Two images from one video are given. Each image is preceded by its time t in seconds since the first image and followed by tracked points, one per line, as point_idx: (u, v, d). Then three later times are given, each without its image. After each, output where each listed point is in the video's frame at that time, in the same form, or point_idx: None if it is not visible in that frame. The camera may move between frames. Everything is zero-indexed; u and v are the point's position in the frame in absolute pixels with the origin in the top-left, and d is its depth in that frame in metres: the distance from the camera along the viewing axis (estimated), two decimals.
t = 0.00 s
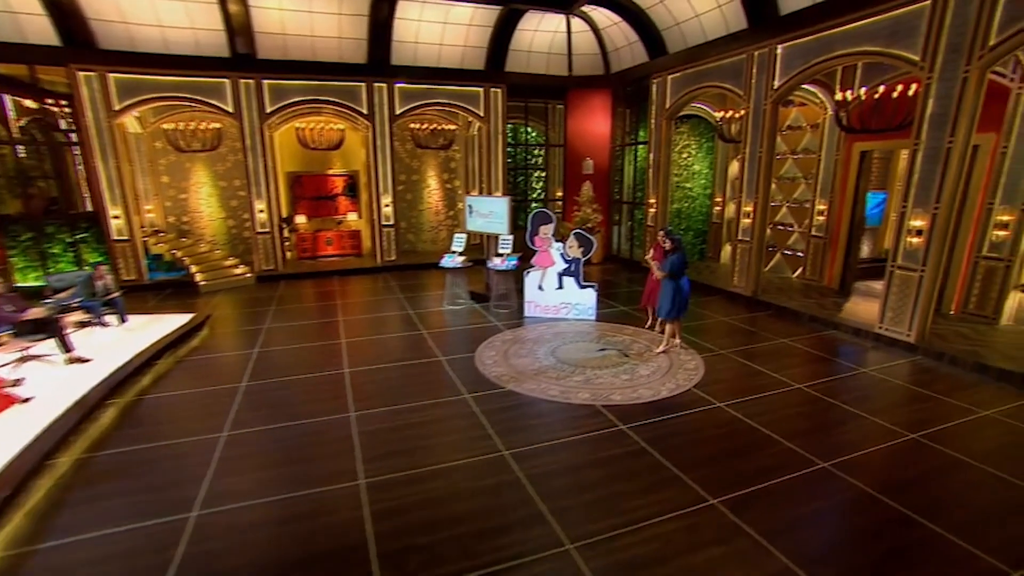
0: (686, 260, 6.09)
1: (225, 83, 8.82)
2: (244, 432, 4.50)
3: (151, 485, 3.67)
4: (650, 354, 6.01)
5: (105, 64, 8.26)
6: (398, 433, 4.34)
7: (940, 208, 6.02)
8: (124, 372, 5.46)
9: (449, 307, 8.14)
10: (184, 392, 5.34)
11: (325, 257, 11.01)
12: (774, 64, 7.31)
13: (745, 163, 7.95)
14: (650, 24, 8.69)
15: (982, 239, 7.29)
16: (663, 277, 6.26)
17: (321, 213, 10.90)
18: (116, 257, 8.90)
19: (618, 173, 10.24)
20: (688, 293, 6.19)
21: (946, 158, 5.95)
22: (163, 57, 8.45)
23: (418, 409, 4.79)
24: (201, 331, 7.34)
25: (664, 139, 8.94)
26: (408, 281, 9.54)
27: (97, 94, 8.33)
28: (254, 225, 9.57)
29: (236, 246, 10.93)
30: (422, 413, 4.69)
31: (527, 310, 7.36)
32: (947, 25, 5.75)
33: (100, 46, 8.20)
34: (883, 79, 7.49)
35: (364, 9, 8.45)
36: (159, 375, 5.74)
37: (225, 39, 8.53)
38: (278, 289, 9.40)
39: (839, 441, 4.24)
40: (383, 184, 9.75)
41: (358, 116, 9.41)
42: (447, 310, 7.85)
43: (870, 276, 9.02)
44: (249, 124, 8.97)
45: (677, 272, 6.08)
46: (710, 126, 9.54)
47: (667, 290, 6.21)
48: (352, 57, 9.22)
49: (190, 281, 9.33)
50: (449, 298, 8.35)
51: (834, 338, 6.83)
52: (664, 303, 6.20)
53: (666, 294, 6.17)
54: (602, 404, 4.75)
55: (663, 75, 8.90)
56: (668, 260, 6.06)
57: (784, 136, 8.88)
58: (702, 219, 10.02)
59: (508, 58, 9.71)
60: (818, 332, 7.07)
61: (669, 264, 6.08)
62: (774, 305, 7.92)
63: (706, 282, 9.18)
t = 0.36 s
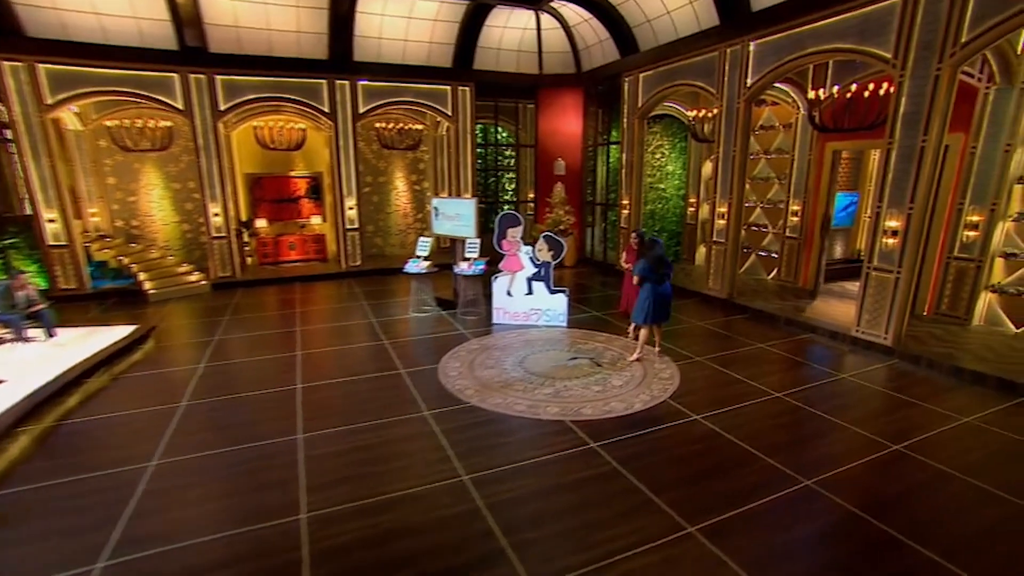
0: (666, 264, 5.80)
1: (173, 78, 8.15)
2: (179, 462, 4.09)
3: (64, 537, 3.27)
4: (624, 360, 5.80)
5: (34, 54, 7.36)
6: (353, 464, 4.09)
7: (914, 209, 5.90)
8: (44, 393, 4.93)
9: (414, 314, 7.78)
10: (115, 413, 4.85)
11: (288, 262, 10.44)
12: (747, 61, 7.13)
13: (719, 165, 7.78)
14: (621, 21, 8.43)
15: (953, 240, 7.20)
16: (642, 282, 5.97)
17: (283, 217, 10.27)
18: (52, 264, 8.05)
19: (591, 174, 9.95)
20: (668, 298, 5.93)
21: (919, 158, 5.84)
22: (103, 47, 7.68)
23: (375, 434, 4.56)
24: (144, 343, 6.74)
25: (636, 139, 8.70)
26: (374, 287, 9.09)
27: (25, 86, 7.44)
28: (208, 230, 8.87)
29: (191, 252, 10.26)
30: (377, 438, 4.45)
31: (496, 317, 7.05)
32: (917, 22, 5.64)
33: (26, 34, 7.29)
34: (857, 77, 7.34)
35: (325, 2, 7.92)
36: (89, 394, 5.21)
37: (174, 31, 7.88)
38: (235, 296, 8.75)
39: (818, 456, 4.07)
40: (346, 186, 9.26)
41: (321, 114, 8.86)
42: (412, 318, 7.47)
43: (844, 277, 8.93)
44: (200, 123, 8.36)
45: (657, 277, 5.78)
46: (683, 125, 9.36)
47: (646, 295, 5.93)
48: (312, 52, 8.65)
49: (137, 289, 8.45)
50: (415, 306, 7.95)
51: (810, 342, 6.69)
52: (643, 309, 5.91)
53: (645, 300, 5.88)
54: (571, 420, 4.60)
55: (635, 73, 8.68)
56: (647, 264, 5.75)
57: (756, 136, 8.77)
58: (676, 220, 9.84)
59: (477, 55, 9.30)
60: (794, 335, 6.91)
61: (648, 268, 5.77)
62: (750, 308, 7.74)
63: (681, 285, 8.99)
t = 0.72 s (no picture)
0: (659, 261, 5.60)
1: (113, 66, 7.35)
2: (95, 499, 3.60)
3: None
4: (598, 368, 5.61)
5: None
6: (297, 497, 3.68)
7: (897, 207, 5.69)
8: None
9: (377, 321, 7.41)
10: (26, 440, 4.32)
11: (248, 267, 9.80)
12: (723, 54, 6.86)
13: (696, 163, 7.48)
14: (594, 13, 8.00)
15: (933, 239, 7.02)
16: (632, 280, 5.66)
17: (242, 218, 9.69)
18: None
19: (565, 172, 9.53)
20: (657, 297, 5.70)
21: (902, 154, 5.61)
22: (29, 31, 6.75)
23: (326, 461, 4.14)
24: (74, 356, 6.13)
25: (612, 136, 8.35)
26: (338, 292, 8.55)
27: None
28: (156, 232, 8.16)
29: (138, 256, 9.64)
30: (328, 470, 4.01)
31: (463, 323, 6.68)
32: (899, 14, 5.41)
33: None
34: (840, 70, 7.05)
35: None
36: None
37: (110, 13, 6.95)
38: (186, 304, 8.06)
39: (800, 476, 3.84)
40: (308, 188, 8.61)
41: (278, 109, 8.23)
42: (376, 326, 7.01)
43: (824, 277, 8.74)
44: (144, 118, 7.58)
45: (653, 274, 5.53)
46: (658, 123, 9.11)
47: (639, 293, 5.62)
48: (267, 43, 7.95)
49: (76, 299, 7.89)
50: (380, 313, 7.48)
51: (791, 345, 6.45)
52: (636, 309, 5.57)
53: (639, 298, 5.56)
54: (538, 437, 4.40)
55: (609, 68, 8.34)
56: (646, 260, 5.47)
57: (734, 132, 8.46)
58: (653, 220, 9.47)
59: (445, 48, 8.81)
60: (775, 338, 6.66)
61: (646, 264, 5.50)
62: (729, 311, 7.46)
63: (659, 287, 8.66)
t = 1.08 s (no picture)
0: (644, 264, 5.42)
1: (39, 51, 6.56)
2: None
3: None
4: (569, 377, 5.37)
5: None
6: (226, 535, 3.24)
7: (880, 204, 5.44)
8: None
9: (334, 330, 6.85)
10: None
11: (202, 271, 9.13)
12: (698, 45, 6.56)
13: (673, 160, 7.14)
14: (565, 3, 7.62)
15: (914, 237, 6.82)
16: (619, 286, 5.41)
17: (195, 218, 9.08)
18: None
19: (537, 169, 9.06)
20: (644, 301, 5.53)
21: (883, 147, 5.37)
22: None
23: (263, 492, 3.68)
24: None
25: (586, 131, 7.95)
26: (297, 298, 7.96)
27: None
28: (97, 233, 7.40)
29: (77, 259, 8.94)
30: (266, 501, 3.57)
31: (427, 330, 6.25)
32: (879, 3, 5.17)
33: None
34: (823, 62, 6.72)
35: None
36: None
37: None
38: (127, 312, 7.35)
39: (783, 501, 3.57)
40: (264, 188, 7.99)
41: (231, 103, 7.60)
42: (335, 334, 6.51)
43: (803, 277, 8.51)
44: (76, 109, 6.85)
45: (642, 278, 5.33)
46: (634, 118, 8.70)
47: (630, 299, 5.39)
48: (216, 30, 7.32)
49: None
50: (337, 323, 6.92)
51: (772, 349, 6.19)
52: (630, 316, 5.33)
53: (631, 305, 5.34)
54: (500, 456, 4.15)
55: (581, 60, 7.99)
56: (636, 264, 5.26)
57: (711, 127, 8.15)
58: (630, 218, 9.01)
59: (410, 39, 8.27)
60: (756, 341, 6.39)
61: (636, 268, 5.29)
62: (709, 314, 7.14)
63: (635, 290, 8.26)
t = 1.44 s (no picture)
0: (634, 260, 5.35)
1: None
2: None
3: None
4: (537, 389, 5.00)
5: None
6: None
7: (867, 201, 5.12)
8: None
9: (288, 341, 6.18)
10: None
11: (152, 278, 8.61)
12: (675, 36, 6.21)
13: (652, 158, 6.75)
14: None
15: (901, 238, 6.53)
16: (612, 284, 5.27)
17: (143, 221, 8.52)
18: None
19: (510, 168, 8.61)
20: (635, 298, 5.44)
21: (869, 142, 5.06)
22: None
23: (179, 535, 3.14)
24: None
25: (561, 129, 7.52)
26: (253, 306, 7.39)
27: None
28: (24, 239, 6.80)
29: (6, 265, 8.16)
30: (184, 545, 3.07)
31: (388, 340, 5.79)
32: None
33: None
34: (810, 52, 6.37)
35: None
36: None
37: None
38: (60, 322, 6.71)
39: (771, 535, 3.21)
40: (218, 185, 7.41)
41: (178, 96, 7.04)
42: (290, 345, 5.96)
43: (787, 280, 8.21)
44: None
45: (634, 274, 5.25)
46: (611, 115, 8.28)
47: (624, 297, 5.27)
48: (157, 17, 6.73)
49: None
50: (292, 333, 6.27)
51: (756, 357, 5.86)
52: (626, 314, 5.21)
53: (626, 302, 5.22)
54: (456, 484, 3.74)
55: (554, 54, 7.57)
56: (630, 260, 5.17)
57: (689, 125, 7.85)
58: (607, 220, 8.59)
59: (374, 31, 7.77)
60: (739, 349, 6.04)
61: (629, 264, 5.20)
62: (690, 320, 6.76)
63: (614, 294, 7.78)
